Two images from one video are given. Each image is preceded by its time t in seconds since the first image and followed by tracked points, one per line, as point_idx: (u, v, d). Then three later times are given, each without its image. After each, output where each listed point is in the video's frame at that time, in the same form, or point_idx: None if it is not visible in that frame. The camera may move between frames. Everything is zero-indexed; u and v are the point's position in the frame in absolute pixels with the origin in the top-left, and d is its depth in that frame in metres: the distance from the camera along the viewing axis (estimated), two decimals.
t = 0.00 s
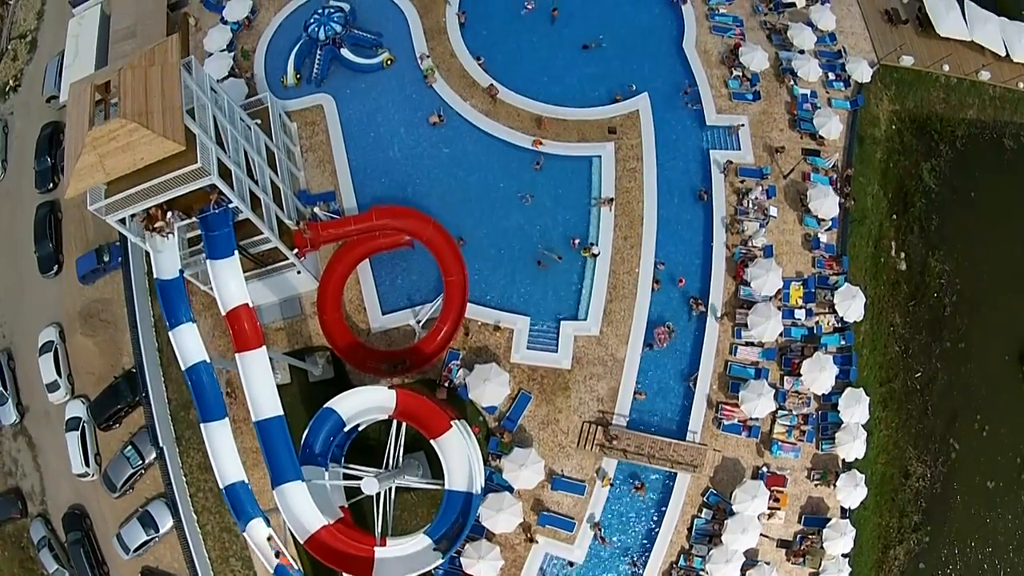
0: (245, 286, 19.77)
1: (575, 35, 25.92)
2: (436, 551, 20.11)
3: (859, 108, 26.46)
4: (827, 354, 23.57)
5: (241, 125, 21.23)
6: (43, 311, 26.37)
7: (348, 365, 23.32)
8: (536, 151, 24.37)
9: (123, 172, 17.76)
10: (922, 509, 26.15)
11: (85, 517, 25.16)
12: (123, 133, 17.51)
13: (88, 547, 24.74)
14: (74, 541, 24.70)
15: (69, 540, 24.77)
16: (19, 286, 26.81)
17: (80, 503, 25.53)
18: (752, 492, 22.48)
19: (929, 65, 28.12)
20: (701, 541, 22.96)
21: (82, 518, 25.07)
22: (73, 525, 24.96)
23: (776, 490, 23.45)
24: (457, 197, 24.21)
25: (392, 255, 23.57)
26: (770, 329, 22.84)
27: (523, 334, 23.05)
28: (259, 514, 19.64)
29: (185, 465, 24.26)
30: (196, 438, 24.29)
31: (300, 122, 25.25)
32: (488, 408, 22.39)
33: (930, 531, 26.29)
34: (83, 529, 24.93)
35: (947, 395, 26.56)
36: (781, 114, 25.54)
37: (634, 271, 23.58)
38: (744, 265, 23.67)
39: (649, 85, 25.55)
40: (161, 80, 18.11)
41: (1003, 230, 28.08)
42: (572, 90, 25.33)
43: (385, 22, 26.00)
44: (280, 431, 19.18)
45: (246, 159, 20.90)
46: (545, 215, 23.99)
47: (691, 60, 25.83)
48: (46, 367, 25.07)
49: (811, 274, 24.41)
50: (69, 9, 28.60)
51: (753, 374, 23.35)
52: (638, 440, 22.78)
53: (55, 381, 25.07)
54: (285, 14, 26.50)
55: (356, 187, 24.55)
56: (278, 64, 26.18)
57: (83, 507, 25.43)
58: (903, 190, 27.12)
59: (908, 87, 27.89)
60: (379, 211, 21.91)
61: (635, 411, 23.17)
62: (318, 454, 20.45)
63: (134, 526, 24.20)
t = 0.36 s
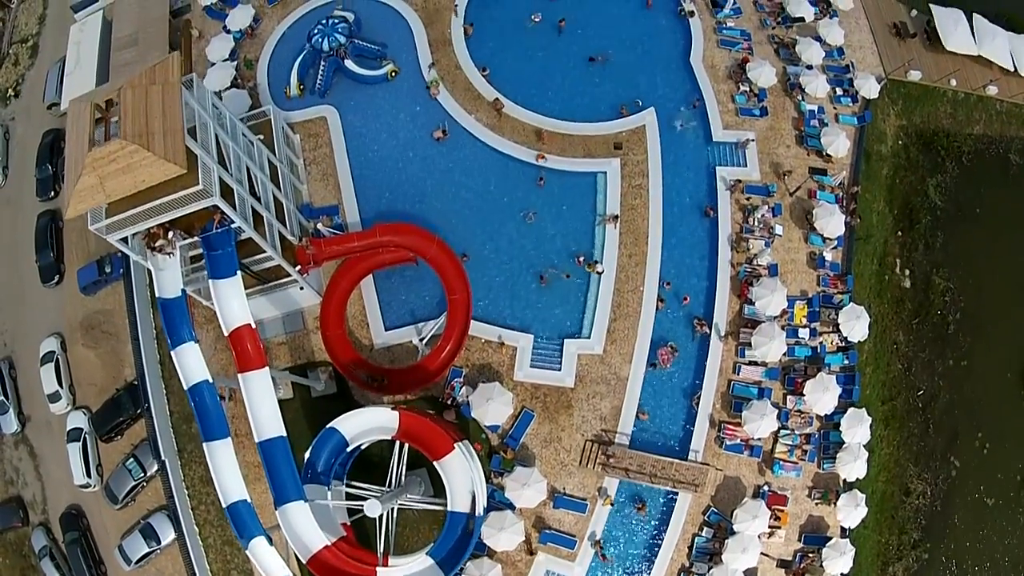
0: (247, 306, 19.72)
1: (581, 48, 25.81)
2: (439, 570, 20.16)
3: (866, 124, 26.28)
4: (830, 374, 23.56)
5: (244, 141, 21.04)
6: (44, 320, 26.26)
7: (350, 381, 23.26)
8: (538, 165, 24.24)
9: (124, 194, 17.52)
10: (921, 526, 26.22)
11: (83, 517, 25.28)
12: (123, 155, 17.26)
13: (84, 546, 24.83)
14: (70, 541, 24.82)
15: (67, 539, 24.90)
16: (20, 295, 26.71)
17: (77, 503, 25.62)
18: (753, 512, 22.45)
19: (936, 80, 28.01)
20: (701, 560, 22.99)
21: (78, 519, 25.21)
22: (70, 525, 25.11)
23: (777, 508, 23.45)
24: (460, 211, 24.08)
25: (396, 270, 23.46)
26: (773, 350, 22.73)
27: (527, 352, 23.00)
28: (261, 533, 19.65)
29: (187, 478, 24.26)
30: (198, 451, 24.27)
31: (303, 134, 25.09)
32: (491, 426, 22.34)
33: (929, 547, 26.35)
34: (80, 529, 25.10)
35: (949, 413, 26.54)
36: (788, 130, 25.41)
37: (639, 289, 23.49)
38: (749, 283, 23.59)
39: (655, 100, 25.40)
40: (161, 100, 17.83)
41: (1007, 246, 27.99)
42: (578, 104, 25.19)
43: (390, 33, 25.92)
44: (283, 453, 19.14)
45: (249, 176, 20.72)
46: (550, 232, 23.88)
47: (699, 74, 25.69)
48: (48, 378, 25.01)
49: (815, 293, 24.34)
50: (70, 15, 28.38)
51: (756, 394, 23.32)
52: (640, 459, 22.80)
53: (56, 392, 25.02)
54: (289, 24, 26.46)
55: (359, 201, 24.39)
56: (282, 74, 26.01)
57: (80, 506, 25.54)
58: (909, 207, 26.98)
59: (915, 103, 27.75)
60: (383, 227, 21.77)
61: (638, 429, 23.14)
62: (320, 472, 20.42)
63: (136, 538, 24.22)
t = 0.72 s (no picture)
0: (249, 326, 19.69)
1: (584, 61, 25.73)
2: None
3: (873, 140, 26.17)
4: (833, 394, 23.51)
5: (245, 159, 20.84)
6: (45, 330, 26.18)
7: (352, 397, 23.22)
8: (542, 180, 24.12)
9: (124, 217, 17.23)
10: (920, 542, 26.21)
11: (80, 518, 25.32)
12: (123, 178, 16.99)
13: (83, 547, 24.90)
14: (68, 542, 24.86)
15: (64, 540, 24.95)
16: (21, 304, 26.64)
17: (74, 504, 25.71)
18: (753, 531, 22.47)
19: (943, 95, 27.92)
20: None
21: (76, 520, 25.25)
22: (68, 527, 25.14)
23: (777, 526, 23.43)
24: (463, 227, 23.95)
25: (399, 286, 23.42)
26: (777, 369, 22.69)
27: (530, 369, 22.95)
28: (263, 551, 19.70)
29: (189, 491, 24.25)
30: (200, 464, 24.26)
31: (305, 146, 24.92)
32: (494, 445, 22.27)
33: (928, 563, 26.33)
34: (77, 530, 25.10)
35: (950, 430, 26.51)
36: (794, 146, 25.29)
37: (642, 307, 23.42)
38: (753, 302, 23.50)
39: (659, 115, 25.31)
40: (162, 121, 17.57)
41: (1010, 262, 27.94)
42: (582, 119, 25.09)
43: (393, 44, 25.80)
44: (285, 473, 19.15)
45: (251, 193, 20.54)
46: (553, 249, 23.76)
47: (705, 89, 25.61)
48: (49, 390, 24.95)
49: (819, 311, 24.26)
50: (71, 20, 28.34)
51: (759, 413, 23.28)
52: (641, 477, 22.75)
53: (58, 403, 24.99)
54: (291, 32, 26.37)
55: (361, 215, 24.24)
56: (284, 85, 25.85)
57: (78, 508, 25.61)
58: (914, 223, 26.86)
59: (921, 117, 27.64)
60: (387, 245, 21.74)
61: (640, 448, 23.14)
62: (323, 491, 20.51)
63: (138, 550, 24.24)
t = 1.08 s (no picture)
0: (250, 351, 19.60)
1: (586, 75, 25.57)
2: None
3: (877, 155, 26.02)
4: (835, 414, 23.48)
5: (245, 181, 20.61)
6: (46, 345, 26.14)
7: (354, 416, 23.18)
8: (545, 196, 23.95)
9: (122, 247, 16.97)
10: (920, 557, 26.23)
11: (78, 524, 25.39)
12: (121, 208, 16.73)
13: (82, 552, 24.95)
14: (67, 548, 24.91)
15: (63, 545, 25.05)
16: (21, 320, 26.59)
17: (73, 511, 25.83)
18: (754, 550, 22.46)
19: (947, 107, 27.82)
20: None
21: (75, 525, 25.32)
22: (67, 532, 25.21)
23: (777, 544, 23.41)
24: (465, 245, 23.79)
25: (400, 304, 23.31)
26: (780, 390, 22.62)
27: (532, 389, 22.90)
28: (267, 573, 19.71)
29: (191, 508, 24.24)
30: (202, 482, 24.25)
31: (305, 162, 24.75)
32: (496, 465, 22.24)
33: None
34: (76, 535, 25.16)
35: (951, 445, 26.50)
36: (798, 161, 25.13)
37: (645, 326, 23.34)
38: (756, 321, 23.43)
39: (662, 129, 25.15)
40: (159, 149, 17.22)
41: (1014, 275, 27.84)
42: (585, 135, 24.89)
43: (394, 57, 25.64)
44: (289, 498, 19.02)
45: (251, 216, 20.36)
46: (557, 267, 23.61)
47: (709, 104, 25.44)
48: (50, 407, 24.90)
49: (822, 328, 24.19)
50: (68, 31, 28.24)
51: (761, 432, 23.26)
52: (642, 497, 22.76)
53: (59, 419, 24.96)
54: (291, 45, 26.22)
55: (362, 233, 24.06)
56: (283, 99, 25.71)
57: (77, 514, 25.72)
58: (918, 238, 26.76)
59: (925, 130, 27.50)
60: (388, 266, 21.56)
61: (642, 466, 23.12)
62: (326, 513, 20.44)
63: (140, 566, 24.26)
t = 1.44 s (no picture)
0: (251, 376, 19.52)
1: (590, 90, 25.31)
2: None
3: (883, 172, 25.84)
4: (836, 435, 23.42)
5: (244, 203, 20.43)
6: (46, 357, 26.11)
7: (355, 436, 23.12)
8: (550, 213, 23.79)
9: (120, 276, 16.80)
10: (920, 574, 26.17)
11: (75, 528, 25.50)
12: (119, 238, 16.53)
13: (79, 556, 25.05)
14: (64, 551, 25.05)
15: (61, 550, 25.11)
16: (21, 332, 26.56)
17: (71, 514, 25.92)
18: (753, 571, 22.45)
19: (954, 123, 27.66)
20: None
21: (72, 529, 25.41)
22: (64, 536, 25.33)
23: (777, 564, 23.31)
24: (466, 263, 23.68)
25: (402, 323, 23.27)
26: (781, 412, 22.54)
27: (534, 410, 22.85)
28: None
29: (192, 524, 24.22)
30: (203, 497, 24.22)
31: (306, 177, 24.58)
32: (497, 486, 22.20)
33: None
34: (73, 539, 25.27)
35: (950, 463, 26.44)
36: (803, 179, 24.97)
37: (648, 346, 23.25)
38: (759, 341, 23.37)
39: (666, 146, 24.90)
40: (156, 177, 16.97)
41: (1018, 292, 27.69)
42: (589, 152, 24.66)
43: (396, 72, 25.43)
44: (290, 523, 18.96)
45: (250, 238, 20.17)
46: (559, 287, 23.52)
47: (714, 120, 25.24)
48: (50, 421, 24.86)
49: (825, 348, 24.10)
50: (68, 39, 28.06)
51: (762, 452, 23.23)
52: (644, 518, 22.71)
53: (59, 433, 24.93)
54: (291, 58, 26.01)
55: (364, 251, 23.90)
56: (283, 112, 25.51)
57: (74, 518, 25.80)
58: (921, 256, 26.65)
59: (930, 146, 27.35)
60: (389, 285, 21.57)
61: (643, 487, 23.08)
62: (326, 535, 20.34)
63: None
